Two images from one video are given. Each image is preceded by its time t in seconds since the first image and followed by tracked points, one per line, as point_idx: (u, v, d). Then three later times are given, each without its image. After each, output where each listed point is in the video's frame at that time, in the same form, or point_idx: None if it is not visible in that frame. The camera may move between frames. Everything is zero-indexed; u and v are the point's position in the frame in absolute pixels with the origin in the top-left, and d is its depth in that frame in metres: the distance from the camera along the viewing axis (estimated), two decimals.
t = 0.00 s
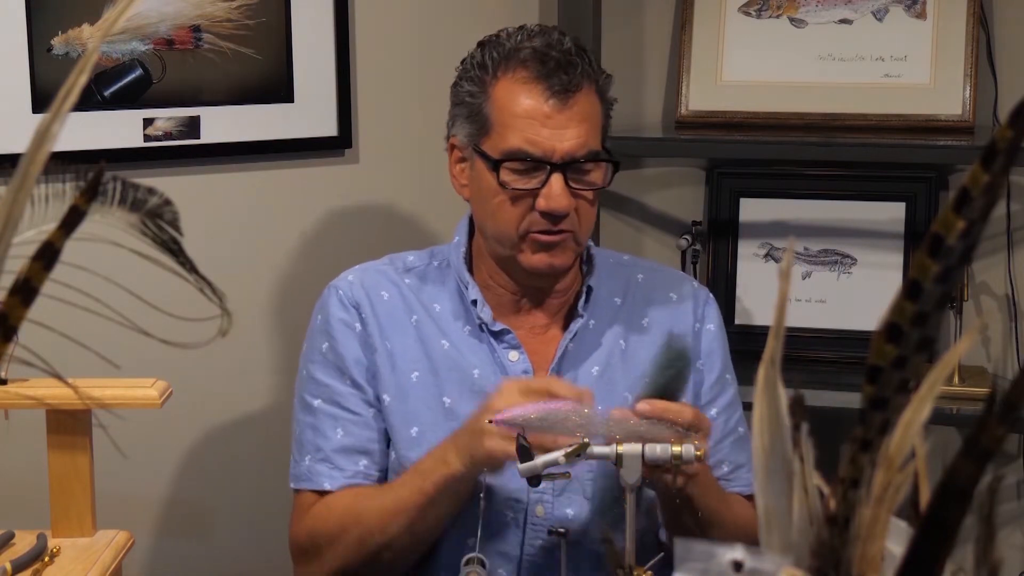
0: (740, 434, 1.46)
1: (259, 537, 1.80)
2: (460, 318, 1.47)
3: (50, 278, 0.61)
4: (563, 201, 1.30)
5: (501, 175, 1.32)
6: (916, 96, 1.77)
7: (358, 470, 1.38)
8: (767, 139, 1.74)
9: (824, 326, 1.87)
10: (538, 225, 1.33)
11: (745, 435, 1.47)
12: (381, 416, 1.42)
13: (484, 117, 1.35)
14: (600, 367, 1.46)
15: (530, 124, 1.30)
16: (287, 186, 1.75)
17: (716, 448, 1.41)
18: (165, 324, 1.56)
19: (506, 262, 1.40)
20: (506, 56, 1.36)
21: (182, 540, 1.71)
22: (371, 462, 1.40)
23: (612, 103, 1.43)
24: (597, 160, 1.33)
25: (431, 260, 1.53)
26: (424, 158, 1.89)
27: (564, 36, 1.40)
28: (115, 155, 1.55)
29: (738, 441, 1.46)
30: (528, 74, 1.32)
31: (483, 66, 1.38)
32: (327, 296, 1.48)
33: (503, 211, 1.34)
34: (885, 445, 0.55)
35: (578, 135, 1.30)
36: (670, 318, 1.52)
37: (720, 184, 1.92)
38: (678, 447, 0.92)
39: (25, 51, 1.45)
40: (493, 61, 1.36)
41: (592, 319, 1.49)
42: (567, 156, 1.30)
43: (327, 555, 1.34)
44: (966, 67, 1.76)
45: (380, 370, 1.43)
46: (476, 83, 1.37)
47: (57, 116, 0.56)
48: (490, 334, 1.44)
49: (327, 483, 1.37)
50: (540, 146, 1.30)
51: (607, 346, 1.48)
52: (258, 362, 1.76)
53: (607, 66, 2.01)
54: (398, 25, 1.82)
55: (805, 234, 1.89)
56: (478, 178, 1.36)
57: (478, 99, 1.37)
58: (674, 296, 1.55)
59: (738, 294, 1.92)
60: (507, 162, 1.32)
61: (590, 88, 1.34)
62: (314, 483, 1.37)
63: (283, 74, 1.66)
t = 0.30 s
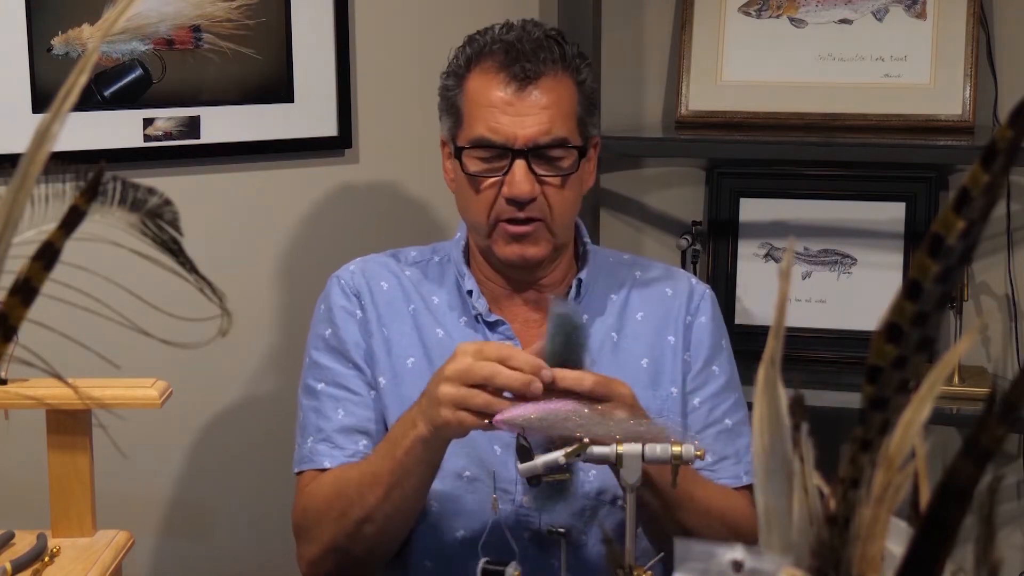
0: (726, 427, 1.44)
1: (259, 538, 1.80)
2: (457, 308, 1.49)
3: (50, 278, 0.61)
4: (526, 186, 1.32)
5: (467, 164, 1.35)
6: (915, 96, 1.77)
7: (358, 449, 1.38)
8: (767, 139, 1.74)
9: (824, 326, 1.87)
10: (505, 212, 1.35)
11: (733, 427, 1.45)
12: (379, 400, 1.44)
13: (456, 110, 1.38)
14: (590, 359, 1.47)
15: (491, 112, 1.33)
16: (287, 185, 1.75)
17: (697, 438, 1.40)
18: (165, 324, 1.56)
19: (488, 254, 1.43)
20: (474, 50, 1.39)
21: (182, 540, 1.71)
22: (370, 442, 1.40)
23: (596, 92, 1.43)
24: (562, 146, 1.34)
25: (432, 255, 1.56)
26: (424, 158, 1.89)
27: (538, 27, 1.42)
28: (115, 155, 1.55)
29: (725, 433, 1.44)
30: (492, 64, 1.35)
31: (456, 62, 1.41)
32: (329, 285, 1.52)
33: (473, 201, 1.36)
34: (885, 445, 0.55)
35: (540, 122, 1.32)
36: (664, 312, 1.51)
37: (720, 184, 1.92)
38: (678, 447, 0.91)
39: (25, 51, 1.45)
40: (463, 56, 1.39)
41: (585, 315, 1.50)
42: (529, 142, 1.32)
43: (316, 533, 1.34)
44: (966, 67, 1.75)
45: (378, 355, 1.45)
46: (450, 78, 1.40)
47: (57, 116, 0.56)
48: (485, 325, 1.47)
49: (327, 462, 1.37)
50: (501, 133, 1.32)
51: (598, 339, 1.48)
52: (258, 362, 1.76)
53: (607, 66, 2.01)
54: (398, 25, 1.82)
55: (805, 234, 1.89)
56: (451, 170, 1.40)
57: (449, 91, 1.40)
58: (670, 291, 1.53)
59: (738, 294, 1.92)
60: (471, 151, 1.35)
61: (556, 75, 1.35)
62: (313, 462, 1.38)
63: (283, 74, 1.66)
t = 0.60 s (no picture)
0: (716, 424, 1.43)
1: (259, 538, 1.81)
2: (457, 308, 1.49)
3: (50, 278, 0.61)
4: (515, 183, 1.32)
5: (458, 163, 1.35)
6: (915, 96, 1.77)
7: (358, 450, 1.39)
8: (767, 139, 1.74)
9: (824, 326, 1.87)
10: (497, 211, 1.35)
11: (724, 425, 1.44)
12: (378, 399, 1.44)
13: (450, 110, 1.39)
14: (587, 357, 1.47)
15: (480, 110, 1.33)
16: (287, 185, 1.75)
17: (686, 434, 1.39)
18: (165, 323, 1.56)
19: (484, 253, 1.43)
20: (465, 50, 1.39)
21: (182, 540, 1.71)
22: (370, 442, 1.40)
23: (591, 89, 1.42)
24: (552, 143, 1.34)
25: (433, 255, 1.56)
26: (424, 158, 1.89)
27: (529, 28, 1.42)
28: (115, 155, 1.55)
29: (715, 430, 1.43)
30: (482, 64, 1.35)
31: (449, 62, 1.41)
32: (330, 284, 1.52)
33: (465, 200, 1.37)
34: (885, 445, 0.55)
35: (529, 119, 1.32)
36: (660, 310, 1.51)
37: (720, 184, 1.92)
38: (677, 447, 0.91)
39: (25, 51, 1.46)
40: (455, 56, 1.40)
41: (584, 314, 1.50)
42: (518, 140, 1.32)
43: (314, 533, 1.35)
44: (966, 67, 1.75)
45: (378, 354, 1.45)
46: (444, 78, 1.41)
47: (57, 117, 0.56)
48: (485, 324, 1.47)
49: (326, 462, 1.37)
50: (491, 131, 1.32)
51: (595, 337, 1.48)
52: (258, 362, 1.76)
53: (607, 66, 2.01)
54: (397, 24, 1.82)
55: (805, 234, 1.89)
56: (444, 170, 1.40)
57: (443, 92, 1.41)
58: (668, 288, 1.53)
59: (738, 294, 1.92)
60: (462, 150, 1.35)
61: (545, 72, 1.35)
62: (313, 462, 1.38)
63: (283, 74, 1.66)
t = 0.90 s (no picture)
0: (715, 421, 1.42)
1: (259, 537, 1.81)
2: (454, 308, 1.49)
3: (50, 278, 0.61)
4: (510, 184, 1.32)
5: (455, 164, 1.35)
6: (915, 96, 1.77)
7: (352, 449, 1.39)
8: (767, 139, 1.74)
9: (824, 326, 1.87)
10: (493, 211, 1.35)
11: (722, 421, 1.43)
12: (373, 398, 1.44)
13: (447, 110, 1.39)
14: (586, 356, 1.47)
15: (475, 111, 1.33)
16: (286, 185, 1.75)
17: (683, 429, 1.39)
18: (165, 323, 1.56)
19: (482, 253, 1.43)
20: (462, 50, 1.39)
21: (182, 540, 1.71)
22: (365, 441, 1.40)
23: (588, 88, 1.42)
24: (547, 143, 1.33)
25: (432, 254, 1.56)
26: (424, 158, 1.90)
27: (528, 27, 1.42)
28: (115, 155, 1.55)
29: (713, 427, 1.42)
30: (479, 64, 1.35)
31: (446, 63, 1.42)
32: (329, 283, 1.52)
33: (462, 201, 1.37)
34: (885, 445, 0.55)
35: (524, 120, 1.32)
36: (659, 308, 1.51)
37: (721, 184, 1.92)
38: (677, 447, 0.90)
39: (25, 51, 1.45)
40: (452, 56, 1.40)
41: (584, 313, 1.50)
42: (512, 141, 1.32)
43: (295, 527, 1.34)
44: (966, 68, 1.75)
45: (375, 353, 1.45)
46: (442, 78, 1.41)
47: (57, 117, 0.56)
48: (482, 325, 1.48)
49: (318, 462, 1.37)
50: (485, 132, 1.32)
51: (594, 335, 1.49)
52: (259, 362, 1.76)
53: (607, 66, 2.01)
54: (397, 24, 1.82)
55: (805, 234, 1.89)
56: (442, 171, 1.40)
57: (441, 92, 1.41)
58: (666, 287, 1.53)
59: (738, 294, 1.92)
60: (458, 151, 1.35)
61: (540, 72, 1.35)
62: (304, 461, 1.37)
63: (283, 74, 1.66)
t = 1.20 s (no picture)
0: (709, 416, 1.41)
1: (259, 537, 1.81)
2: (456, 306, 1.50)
3: (50, 278, 0.61)
4: (505, 185, 1.32)
5: (450, 167, 1.35)
6: (915, 96, 1.77)
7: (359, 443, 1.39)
8: (767, 139, 1.74)
9: (824, 326, 1.87)
10: (489, 212, 1.35)
11: (717, 417, 1.42)
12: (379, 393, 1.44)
13: (442, 112, 1.39)
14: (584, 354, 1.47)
15: (468, 113, 1.33)
16: (287, 185, 1.75)
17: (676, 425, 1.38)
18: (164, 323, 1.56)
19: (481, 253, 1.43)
20: (454, 52, 1.39)
21: (182, 540, 1.71)
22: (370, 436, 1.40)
23: (582, 85, 1.42)
24: (541, 142, 1.33)
25: (433, 254, 1.56)
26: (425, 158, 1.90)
27: (521, 27, 1.42)
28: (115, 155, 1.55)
29: (707, 422, 1.41)
30: (471, 66, 1.35)
31: (440, 65, 1.42)
32: (331, 282, 1.52)
33: (459, 203, 1.37)
34: (885, 445, 0.55)
35: (516, 121, 1.32)
36: (656, 307, 1.51)
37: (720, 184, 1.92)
38: (678, 447, 0.90)
39: (25, 51, 1.45)
40: (444, 58, 1.40)
41: (582, 312, 1.50)
42: (506, 141, 1.32)
43: (302, 517, 1.34)
44: (966, 68, 1.75)
45: (379, 349, 1.46)
46: (437, 80, 1.41)
47: (57, 117, 0.56)
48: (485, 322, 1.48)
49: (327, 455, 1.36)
50: (478, 134, 1.32)
51: (592, 333, 1.49)
52: (259, 362, 1.76)
53: (607, 66, 2.01)
54: (397, 24, 1.82)
55: (805, 234, 1.89)
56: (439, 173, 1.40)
57: (437, 95, 1.41)
58: (665, 285, 1.53)
59: (738, 294, 1.92)
60: (453, 153, 1.35)
61: (532, 72, 1.35)
62: (312, 454, 1.36)
63: (283, 74, 1.66)
